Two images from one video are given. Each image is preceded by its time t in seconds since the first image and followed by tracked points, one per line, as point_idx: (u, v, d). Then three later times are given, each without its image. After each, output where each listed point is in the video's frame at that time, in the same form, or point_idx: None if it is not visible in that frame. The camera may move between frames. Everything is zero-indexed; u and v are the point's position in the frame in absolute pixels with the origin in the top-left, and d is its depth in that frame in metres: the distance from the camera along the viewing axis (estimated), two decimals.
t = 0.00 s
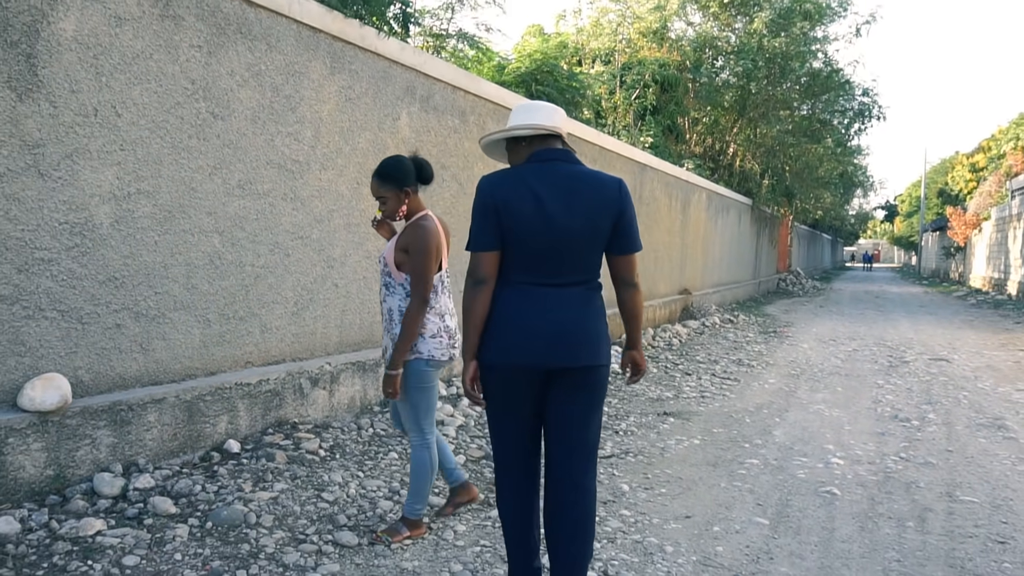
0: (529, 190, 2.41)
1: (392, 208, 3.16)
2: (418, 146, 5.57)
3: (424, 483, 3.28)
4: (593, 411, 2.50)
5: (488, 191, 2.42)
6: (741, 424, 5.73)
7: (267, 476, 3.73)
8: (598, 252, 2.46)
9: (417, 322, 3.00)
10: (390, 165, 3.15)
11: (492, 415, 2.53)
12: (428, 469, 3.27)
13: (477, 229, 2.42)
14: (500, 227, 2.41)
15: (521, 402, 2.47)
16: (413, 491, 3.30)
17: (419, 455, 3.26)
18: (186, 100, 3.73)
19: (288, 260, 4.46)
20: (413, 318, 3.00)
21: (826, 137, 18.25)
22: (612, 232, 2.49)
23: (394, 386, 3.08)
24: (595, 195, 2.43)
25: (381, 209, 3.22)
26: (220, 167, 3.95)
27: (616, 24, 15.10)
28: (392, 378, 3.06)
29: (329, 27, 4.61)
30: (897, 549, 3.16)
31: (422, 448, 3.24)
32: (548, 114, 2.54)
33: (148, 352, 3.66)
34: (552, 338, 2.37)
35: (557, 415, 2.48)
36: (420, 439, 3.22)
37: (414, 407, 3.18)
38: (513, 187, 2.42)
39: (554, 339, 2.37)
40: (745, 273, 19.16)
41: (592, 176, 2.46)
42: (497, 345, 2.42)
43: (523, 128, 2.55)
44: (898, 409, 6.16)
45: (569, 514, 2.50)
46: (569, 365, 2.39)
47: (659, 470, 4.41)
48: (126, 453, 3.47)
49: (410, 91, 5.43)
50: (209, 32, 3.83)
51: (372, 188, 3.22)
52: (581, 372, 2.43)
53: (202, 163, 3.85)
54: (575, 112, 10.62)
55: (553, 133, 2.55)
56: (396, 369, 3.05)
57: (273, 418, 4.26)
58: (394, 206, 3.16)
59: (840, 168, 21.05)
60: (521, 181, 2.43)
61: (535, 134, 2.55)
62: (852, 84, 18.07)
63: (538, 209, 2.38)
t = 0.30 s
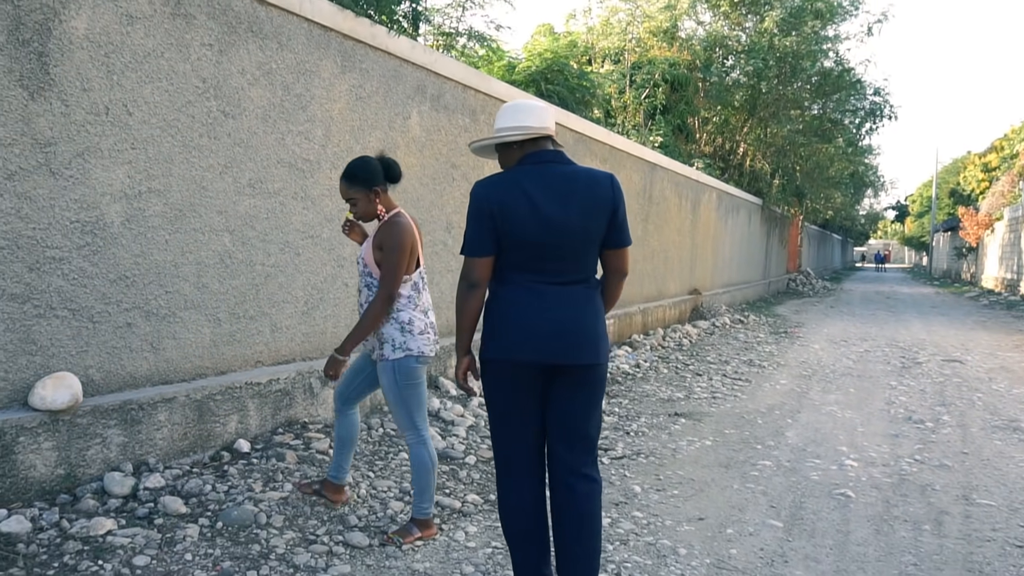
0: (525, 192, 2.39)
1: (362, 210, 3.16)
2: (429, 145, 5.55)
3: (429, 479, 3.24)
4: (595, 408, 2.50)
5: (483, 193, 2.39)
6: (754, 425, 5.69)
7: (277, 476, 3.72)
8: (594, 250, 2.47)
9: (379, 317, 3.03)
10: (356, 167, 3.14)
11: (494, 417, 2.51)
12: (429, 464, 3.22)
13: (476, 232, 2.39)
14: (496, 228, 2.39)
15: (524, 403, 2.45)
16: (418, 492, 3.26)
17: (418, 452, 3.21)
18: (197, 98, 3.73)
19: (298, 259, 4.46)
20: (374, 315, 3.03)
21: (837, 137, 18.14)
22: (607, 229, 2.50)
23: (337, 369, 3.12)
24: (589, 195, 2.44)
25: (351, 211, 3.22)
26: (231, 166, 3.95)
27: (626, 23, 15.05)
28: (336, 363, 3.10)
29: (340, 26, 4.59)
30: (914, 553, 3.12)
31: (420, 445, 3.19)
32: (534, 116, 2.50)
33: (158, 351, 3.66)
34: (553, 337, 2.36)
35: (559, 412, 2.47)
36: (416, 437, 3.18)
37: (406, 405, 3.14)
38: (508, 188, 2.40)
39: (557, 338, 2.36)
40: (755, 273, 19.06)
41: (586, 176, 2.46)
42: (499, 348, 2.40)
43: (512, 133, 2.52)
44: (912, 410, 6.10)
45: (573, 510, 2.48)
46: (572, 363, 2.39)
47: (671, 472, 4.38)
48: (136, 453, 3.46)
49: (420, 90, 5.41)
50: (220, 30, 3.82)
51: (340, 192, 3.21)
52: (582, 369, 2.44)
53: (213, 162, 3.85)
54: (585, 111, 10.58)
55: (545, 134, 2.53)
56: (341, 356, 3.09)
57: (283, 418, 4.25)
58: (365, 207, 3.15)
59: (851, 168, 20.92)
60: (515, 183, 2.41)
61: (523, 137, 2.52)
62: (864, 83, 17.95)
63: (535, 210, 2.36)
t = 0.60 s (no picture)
0: (546, 192, 2.35)
1: (333, 200, 3.12)
2: (440, 145, 5.52)
3: (403, 468, 3.22)
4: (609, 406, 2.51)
5: (502, 194, 2.33)
6: (768, 428, 5.63)
7: (288, 478, 3.69)
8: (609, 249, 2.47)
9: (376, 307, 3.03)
10: (326, 157, 3.11)
11: (511, 421, 2.45)
12: (397, 452, 3.20)
13: (497, 233, 2.33)
14: (518, 230, 2.33)
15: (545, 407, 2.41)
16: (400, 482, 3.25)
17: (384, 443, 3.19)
18: (208, 97, 3.71)
19: (309, 259, 4.43)
20: (370, 304, 3.02)
21: (850, 137, 18.00)
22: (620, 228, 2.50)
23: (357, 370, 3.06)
24: (606, 195, 2.43)
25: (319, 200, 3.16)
26: (242, 165, 3.93)
27: (637, 23, 14.99)
28: (358, 363, 3.05)
29: (352, 24, 4.56)
30: (935, 559, 3.06)
31: (381, 437, 3.17)
32: (548, 114, 2.47)
33: (169, 351, 3.64)
34: (577, 339, 2.34)
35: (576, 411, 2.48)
36: (376, 430, 3.16)
37: (366, 399, 3.12)
38: (528, 189, 2.35)
39: (578, 339, 2.34)
40: (767, 274, 18.94)
41: (602, 177, 2.45)
42: (519, 350, 2.35)
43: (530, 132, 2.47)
44: (928, 413, 6.03)
45: (593, 509, 2.52)
46: (592, 364, 2.38)
47: (684, 475, 4.34)
48: (147, 453, 3.44)
49: (432, 89, 5.39)
50: (232, 29, 3.80)
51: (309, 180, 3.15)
52: (599, 369, 2.44)
53: (224, 161, 3.83)
54: (597, 111, 10.53)
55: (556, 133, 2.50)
56: (360, 355, 3.04)
57: (293, 419, 4.22)
58: (336, 196, 3.11)
59: (864, 168, 20.76)
60: (535, 184, 2.36)
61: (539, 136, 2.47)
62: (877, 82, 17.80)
63: (556, 211, 2.32)
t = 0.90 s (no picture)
0: (600, 198, 2.39)
1: (326, 189, 3.07)
2: (452, 145, 5.48)
3: (347, 460, 3.15)
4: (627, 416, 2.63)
5: (563, 196, 2.31)
6: (783, 432, 5.56)
7: (300, 480, 3.65)
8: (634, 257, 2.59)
9: (377, 294, 3.03)
10: (316, 146, 3.06)
11: (547, 429, 2.44)
12: (347, 444, 3.15)
13: (558, 236, 2.30)
14: (577, 234, 2.33)
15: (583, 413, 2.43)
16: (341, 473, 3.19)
17: (333, 432, 3.13)
18: (221, 97, 3.68)
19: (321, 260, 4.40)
20: (372, 291, 3.01)
21: (864, 138, 17.86)
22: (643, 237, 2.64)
23: (353, 356, 3.03)
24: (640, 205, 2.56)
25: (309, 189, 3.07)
26: (254, 165, 3.90)
27: (649, 23, 14.93)
28: (358, 350, 3.02)
29: (364, 24, 4.53)
30: (960, 570, 3.00)
31: (331, 424, 3.10)
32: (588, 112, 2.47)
33: (181, 352, 3.61)
34: (619, 344, 2.43)
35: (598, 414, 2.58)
36: (329, 417, 3.08)
37: (335, 383, 3.06)
38: (585, 193, 2.37)
39: (620, 344, 2.43)
40: (779, 276, 18.82)
41: (635, 186, 2.57)
42: (569, 356, 2.36)
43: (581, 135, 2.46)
44: (947, 418, 5.94)
45: (605, 507, 2.74)
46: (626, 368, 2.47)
47: (700, 479, 4.28)
48: (159, 455, 3.41)
49: (444, 89, 5.35)
50: (244, 29, 3.77)
51: (302, 168, 3.05)
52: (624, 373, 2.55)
53: (237, 162, 3.80)
54: (609, 111, 10.46)
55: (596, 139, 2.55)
56: (361, 342, 3.01)
57: (305, 420, 4.18)
58: (329, 184, 3.06)
59: (878, 169, 20.59)
60: (588, 188, 2.39)
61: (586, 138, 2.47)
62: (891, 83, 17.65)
63: (610, 218, 2.39)
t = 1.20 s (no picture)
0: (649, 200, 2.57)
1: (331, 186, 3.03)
2: (465, 145, 5.43)
3: (294, 465, 2.99)
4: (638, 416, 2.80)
5: (625, 192, 2.46)
6: (800, 435, 5.47)
7: (311, 484, 3.59)
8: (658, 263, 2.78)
9: (371, 296, 2.99)
10: (321, 142, 3.04)
11: (587, 425, 2.53)
12: (304, 449, 2.99)
13: (620, 229, 2.41)
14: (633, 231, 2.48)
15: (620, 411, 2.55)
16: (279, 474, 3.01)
17: (295, 433, 2.97)
18: (232, 97, 3.65)
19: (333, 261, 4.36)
20: (366, 293, 2.97)
21: (877, 137, 17.70)
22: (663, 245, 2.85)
23: (347, 360, 2.97)
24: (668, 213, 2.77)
25: (315, 182, 3.02)
26: (266, 166, 3.86)
27: (660, 22, 14.84)
28: (353, 353, 2.97)
29: (376, 23, 4.49)
30: None
31: (300, 425, 2.95)
32: (650, 117, 2.69)
33: (192, 354, 3.58)
34: (655, 343, 2.59)
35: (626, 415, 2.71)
36: (303, 417, 2.94)
37: (319, 384, 2.95)
38: (641, 193, 2.54)
39: (655, 343, 2.59)
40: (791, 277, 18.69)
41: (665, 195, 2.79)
42: (615, 352, 2.48)
43: (643, 137, 2.67)
44: (967, 421, 5.85)
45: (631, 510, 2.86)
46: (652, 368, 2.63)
47: (717, 484, 4.21)
48: (170, 458, 3.37)
49: (456, 89, 5.30)
50: (256, 28, 3.74)
51: (307, 163, 3.01)
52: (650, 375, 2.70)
53: (248, 162, 3.76)
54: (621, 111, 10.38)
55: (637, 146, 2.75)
56: (356, 345, 2.97)
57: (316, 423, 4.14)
58: (334, 181, 3.03)
59: (891, 169, 20.42)
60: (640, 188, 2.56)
61: (645, 141, 2.68)
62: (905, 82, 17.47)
63: (656, 220, 2.58)
